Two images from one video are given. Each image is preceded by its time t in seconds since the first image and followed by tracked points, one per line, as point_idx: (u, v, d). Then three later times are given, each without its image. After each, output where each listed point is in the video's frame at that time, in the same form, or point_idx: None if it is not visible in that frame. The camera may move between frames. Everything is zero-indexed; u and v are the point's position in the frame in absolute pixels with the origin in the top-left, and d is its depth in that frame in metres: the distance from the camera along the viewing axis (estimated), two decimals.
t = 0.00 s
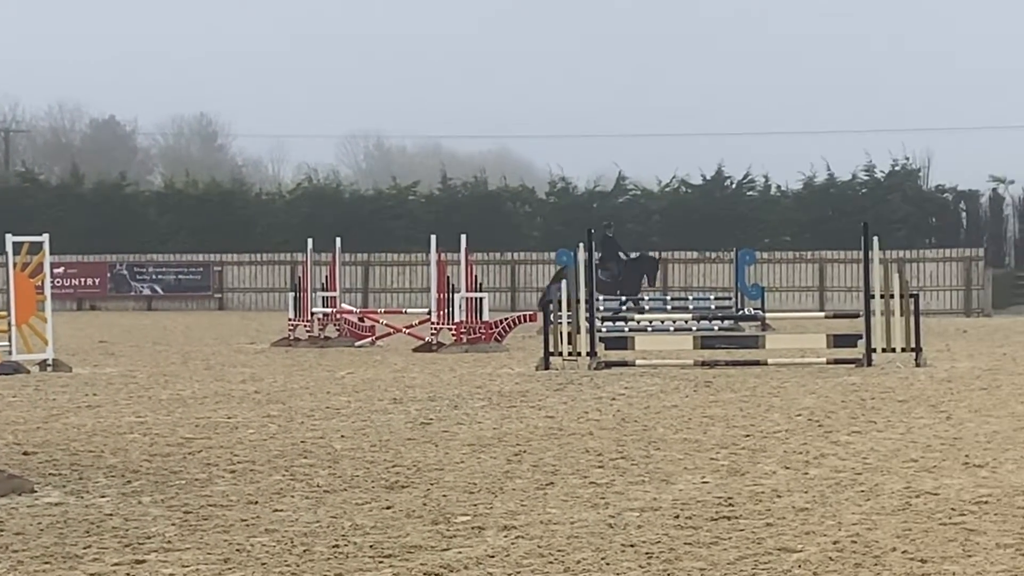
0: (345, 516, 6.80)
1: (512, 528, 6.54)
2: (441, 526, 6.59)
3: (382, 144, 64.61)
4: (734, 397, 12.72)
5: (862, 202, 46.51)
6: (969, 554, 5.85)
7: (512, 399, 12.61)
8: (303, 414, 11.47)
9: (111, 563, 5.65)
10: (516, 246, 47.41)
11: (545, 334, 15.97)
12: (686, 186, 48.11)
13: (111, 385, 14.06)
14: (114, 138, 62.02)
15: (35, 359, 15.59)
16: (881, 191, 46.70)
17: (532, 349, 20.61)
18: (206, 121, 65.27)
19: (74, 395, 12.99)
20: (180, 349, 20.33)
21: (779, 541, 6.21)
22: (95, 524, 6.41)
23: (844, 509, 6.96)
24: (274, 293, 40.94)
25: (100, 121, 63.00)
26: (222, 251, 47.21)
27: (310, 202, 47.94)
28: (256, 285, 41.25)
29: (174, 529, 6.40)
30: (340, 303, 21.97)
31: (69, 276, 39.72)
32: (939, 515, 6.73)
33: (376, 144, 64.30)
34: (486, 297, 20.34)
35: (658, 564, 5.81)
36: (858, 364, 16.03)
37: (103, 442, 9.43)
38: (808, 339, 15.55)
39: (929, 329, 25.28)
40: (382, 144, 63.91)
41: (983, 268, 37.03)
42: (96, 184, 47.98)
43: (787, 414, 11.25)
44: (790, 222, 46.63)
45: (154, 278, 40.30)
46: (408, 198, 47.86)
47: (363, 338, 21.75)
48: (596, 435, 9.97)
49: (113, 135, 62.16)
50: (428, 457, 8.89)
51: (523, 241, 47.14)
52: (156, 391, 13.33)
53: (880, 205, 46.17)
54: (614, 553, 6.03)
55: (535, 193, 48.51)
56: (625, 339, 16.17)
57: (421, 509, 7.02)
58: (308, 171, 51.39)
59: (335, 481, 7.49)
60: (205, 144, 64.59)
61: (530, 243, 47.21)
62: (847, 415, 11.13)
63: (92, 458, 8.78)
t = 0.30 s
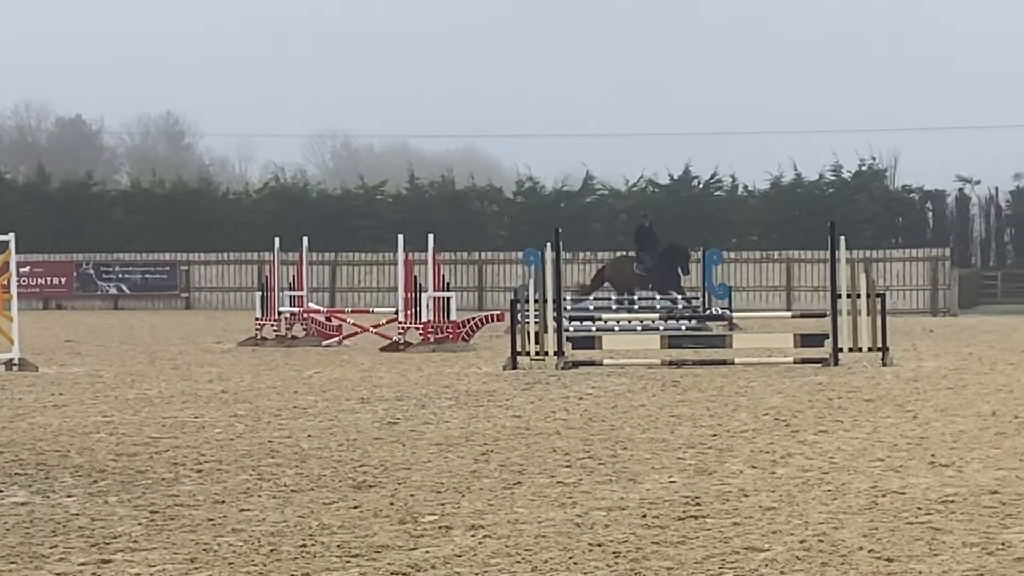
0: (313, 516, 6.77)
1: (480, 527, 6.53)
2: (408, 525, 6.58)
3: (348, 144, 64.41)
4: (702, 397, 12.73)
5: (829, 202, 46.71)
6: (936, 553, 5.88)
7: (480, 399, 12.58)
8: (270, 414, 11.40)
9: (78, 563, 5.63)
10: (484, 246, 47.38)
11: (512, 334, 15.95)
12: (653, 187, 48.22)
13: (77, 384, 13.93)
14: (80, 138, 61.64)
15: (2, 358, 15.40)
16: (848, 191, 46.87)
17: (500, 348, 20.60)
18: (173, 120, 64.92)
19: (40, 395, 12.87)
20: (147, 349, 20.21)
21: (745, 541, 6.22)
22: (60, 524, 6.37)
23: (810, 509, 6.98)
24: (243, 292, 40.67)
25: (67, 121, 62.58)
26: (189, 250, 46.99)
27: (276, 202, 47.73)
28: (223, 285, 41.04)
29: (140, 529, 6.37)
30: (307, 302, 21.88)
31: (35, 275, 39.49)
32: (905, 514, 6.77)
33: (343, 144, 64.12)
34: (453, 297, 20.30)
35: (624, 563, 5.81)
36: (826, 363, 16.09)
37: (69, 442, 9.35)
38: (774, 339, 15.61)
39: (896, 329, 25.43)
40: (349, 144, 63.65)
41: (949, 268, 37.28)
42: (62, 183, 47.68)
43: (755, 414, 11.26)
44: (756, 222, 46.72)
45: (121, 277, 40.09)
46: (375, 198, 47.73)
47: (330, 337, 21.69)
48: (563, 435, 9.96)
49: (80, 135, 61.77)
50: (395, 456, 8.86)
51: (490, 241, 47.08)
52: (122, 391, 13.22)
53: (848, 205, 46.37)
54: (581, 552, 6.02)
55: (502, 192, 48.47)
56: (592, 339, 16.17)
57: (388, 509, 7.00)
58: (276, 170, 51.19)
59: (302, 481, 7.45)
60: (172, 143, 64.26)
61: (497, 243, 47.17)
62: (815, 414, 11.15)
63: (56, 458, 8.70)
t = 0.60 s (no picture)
0: (282, 515, 6.75)
1: (448, 527, 6.52)
2: (377, 524, 6.56)
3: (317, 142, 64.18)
4: (670, 396, 12.75)
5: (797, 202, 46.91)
6: (904, 552, 5.91)
7: (450, 398, 12.54)
8: (238, 413, 11.34)
9: (46, 562, 5.60)
10: (453, 245, 47.35)
11: (481, 332, 15.93)
12: (622, 186, 48.33)
13: (44, 384, 13.80)
14: (48, 137, 61.18)
15: None
16: (817, 191, 47.09)
17: (470, 348, 20.56)
18: (141, 119, 64.50)
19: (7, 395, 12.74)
20: (116, 348, 20.07)
21: (715, 540, 6.23)
22: (29, 524, 6.34)
23: (779, 508, 7.00)
24: (212, 291, 40.59)
25: (34, 119, 62.11)
26: (158, 248, 46.77)
27: (245, 200, 47.57)
28: (192, 284, 40.87)
29: (106, 528, 6.34)
30: (276, 301, 21.78)
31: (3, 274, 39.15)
32: (874, 514, 6.80)
33: (313, 143, 63.90)
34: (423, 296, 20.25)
35: (593, 562, 5.82)
36: (794, 362, 16.19)
37: (35, 442, 9.27)
38: (742, 338, 15.69)
39: (864, 329, 25.54)
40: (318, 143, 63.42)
41: (917, 267, 37.50)
42: (30, 181, 47.37)
43: (723, 413, 11.29)
44: (725, 222, 46.87)
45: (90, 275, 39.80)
46: (344, 197, 47.63)
47: (299, 337, 21.65)
48: (533, 434, 9.95)
49: (48, 133, 61.31)
50: (364, 456, 8.83)
51: (460, 240, 47.06)
52: (90, 390, 13.10)
53: (817, 204, 46.62)
54: (550, 552, 6.02)
55: (472, 192, 48.45)
56: (562, 337, 16.16)
57: (358, 508, 6.97)
58: (245, 169, 50.98)
59: (271, 480, 7.43)
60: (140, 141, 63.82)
61: (467, 242, 47.17)
62: (783, 414, 11.18)
63: (23, 457, 8.62)
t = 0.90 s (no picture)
0: (250, 514, 6.72)
1: (416, 526, 6.50)
2: (345, 523, 6.54)
3: (285, 141, 63.95)
4: (638, 395, 12.77)
5: (766, 202, 47.05)
6: (872, 551, 5.93)
7: (418, 397, 12.52)
8: (206, 412, 11.28)
9: (14, 562, 5.56)
10: (421, 244, 47.26)
11: (450, 332, 15.91)
12: (591, 186, 48.31)
13: (10, 383, 13.67)
14: (15, 135, 60.74)
15: None
16: (785, 190, 47.23)
17: (438, 348, 20.53)
18: (109, 119, 64.10)
19: None
20: (83, 347, 19.91)
21: (684, 539, 6.25)
22: None
23: (746, 507, 7.03)
24: (179, 290, 40.21)
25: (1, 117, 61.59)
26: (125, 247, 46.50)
27: (213, 199, 47.41)
28: (159, 284, 40.60)
29: (74, 527, 6.30)
30: (244, 300, 21.70)
31: None
32: (841, 513, 6.83)
33: (282, 142, 63.68)
34: (392, 295, 20.20)
35: (562, 561, 5.82)
36: (761, 363, 16.27)
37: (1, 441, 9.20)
38: (711, 339, 15.74)
39: (832, 329, 25.63)
40: (287, 143, 63.18)
41: (885, 267, 37.69)
42: None
43: (692, 413, 11.32)
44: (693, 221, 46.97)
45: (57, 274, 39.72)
46: (312, 197, 47.51)
47: (268, 336, 21.58)
48: (501, 434, 9.95)
49: (15, 132, 60.86)
50: (333, 455, 8.80)
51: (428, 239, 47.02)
52: (57, 389, 13.00)
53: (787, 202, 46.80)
54: (520, 551, 6.01)
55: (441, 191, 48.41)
56: (531, 337, 16.16)
57: (326, 508, 6.95)
58: (212, 168, 50.72)
59: (239, 480, 7.40)
60: (108, 139, 63.38)
61: (435, 242, 47.12)
62: (751, 413, 11.22)
63: None
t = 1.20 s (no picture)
0: (216, 515, 6.69)
1: (384, 527, 6.48)
2: (311, 524, 6.51)
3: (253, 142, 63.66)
4: (607, 396, 12.80)
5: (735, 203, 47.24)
6: (837, 552, 5.96)
7: (387, 398, 12.49)
8: (173, 413, 11.22)
9: None
10: (389, 245, 47.18)
11: (418, 332, 15.88)
12: (560, 187, 48.33)
13: None
14: None
15: None
16: (753, 192, 47.45)
17: (407, 348, 20.49)
18: (75, 119, 63.66)
19: None
20: (49, 348, 19.77)
21: (650, 540, 6.26)
22: None
23: (713, 508, 7.05)
24: (146, 291, 39.86)
25: None
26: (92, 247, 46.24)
27: (181, 198, 47.18)
28: (127, 284, 40.31)
29: (38, 528, 6.25)
30: (211, 300, 21.61)
31: None
32: (808, 513, 6.86)
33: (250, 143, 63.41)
34: (360, 296, 20.15)
35: (528, 562, 5.81)
36: (729, 363, 16.32)
37: None
38: (679, 338, 15.75)
39: (799, 330, 25.75)
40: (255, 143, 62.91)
41: (853, 268, 37.88)
42: None
43: (659, 414, 11.36)
44: (663, 222, 47.13)
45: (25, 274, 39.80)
46: (280, 197, 47.37)
47: (235, 336, 21.47)
48: (468, 434, 9.95)
49: None
50: (300, 456, 8.76)
51: (396, 239, 46.94)
52: (23, 390, 12.91)
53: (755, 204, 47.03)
54: (486, 552, 6.01)
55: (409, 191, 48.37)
56: (499, 338, 16.16)
57: (293, 508, 6.92)
58: (180, 168, 50.46)
59: (205, 480, 7.37)
60: (75, 139, 62.93)
61: (403, 242, 47.04)
62: (718, 414, 11.26)
63: None
